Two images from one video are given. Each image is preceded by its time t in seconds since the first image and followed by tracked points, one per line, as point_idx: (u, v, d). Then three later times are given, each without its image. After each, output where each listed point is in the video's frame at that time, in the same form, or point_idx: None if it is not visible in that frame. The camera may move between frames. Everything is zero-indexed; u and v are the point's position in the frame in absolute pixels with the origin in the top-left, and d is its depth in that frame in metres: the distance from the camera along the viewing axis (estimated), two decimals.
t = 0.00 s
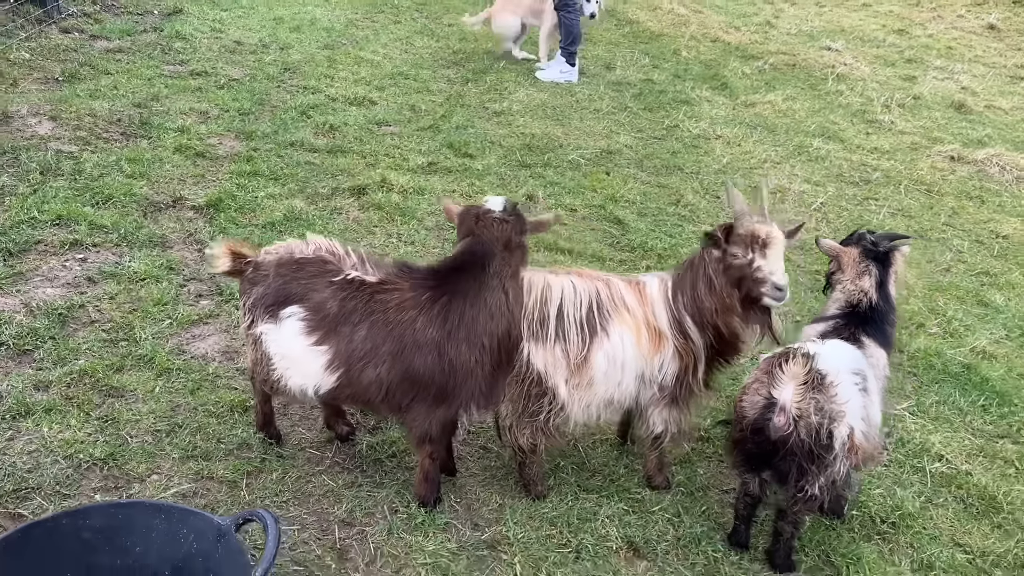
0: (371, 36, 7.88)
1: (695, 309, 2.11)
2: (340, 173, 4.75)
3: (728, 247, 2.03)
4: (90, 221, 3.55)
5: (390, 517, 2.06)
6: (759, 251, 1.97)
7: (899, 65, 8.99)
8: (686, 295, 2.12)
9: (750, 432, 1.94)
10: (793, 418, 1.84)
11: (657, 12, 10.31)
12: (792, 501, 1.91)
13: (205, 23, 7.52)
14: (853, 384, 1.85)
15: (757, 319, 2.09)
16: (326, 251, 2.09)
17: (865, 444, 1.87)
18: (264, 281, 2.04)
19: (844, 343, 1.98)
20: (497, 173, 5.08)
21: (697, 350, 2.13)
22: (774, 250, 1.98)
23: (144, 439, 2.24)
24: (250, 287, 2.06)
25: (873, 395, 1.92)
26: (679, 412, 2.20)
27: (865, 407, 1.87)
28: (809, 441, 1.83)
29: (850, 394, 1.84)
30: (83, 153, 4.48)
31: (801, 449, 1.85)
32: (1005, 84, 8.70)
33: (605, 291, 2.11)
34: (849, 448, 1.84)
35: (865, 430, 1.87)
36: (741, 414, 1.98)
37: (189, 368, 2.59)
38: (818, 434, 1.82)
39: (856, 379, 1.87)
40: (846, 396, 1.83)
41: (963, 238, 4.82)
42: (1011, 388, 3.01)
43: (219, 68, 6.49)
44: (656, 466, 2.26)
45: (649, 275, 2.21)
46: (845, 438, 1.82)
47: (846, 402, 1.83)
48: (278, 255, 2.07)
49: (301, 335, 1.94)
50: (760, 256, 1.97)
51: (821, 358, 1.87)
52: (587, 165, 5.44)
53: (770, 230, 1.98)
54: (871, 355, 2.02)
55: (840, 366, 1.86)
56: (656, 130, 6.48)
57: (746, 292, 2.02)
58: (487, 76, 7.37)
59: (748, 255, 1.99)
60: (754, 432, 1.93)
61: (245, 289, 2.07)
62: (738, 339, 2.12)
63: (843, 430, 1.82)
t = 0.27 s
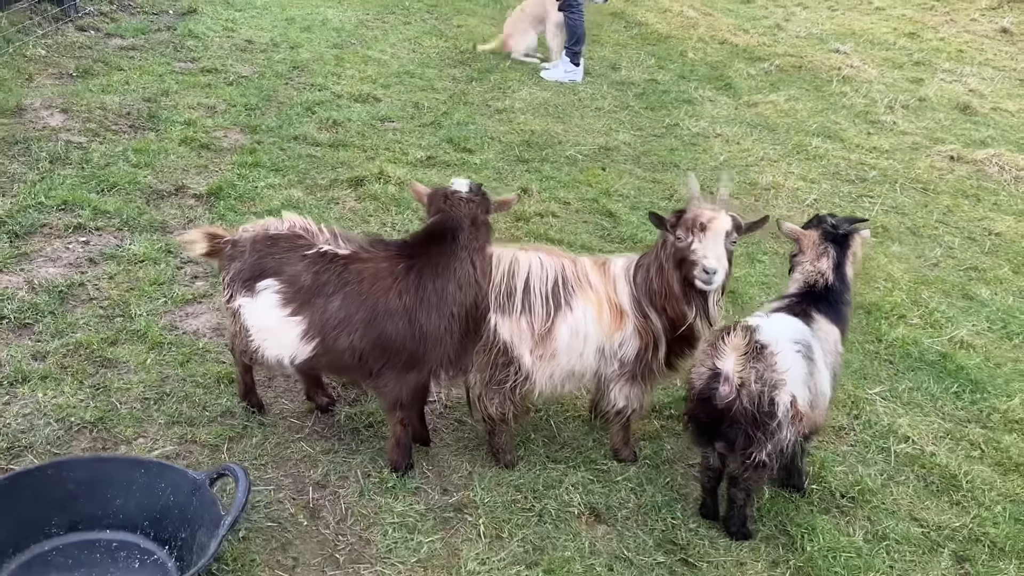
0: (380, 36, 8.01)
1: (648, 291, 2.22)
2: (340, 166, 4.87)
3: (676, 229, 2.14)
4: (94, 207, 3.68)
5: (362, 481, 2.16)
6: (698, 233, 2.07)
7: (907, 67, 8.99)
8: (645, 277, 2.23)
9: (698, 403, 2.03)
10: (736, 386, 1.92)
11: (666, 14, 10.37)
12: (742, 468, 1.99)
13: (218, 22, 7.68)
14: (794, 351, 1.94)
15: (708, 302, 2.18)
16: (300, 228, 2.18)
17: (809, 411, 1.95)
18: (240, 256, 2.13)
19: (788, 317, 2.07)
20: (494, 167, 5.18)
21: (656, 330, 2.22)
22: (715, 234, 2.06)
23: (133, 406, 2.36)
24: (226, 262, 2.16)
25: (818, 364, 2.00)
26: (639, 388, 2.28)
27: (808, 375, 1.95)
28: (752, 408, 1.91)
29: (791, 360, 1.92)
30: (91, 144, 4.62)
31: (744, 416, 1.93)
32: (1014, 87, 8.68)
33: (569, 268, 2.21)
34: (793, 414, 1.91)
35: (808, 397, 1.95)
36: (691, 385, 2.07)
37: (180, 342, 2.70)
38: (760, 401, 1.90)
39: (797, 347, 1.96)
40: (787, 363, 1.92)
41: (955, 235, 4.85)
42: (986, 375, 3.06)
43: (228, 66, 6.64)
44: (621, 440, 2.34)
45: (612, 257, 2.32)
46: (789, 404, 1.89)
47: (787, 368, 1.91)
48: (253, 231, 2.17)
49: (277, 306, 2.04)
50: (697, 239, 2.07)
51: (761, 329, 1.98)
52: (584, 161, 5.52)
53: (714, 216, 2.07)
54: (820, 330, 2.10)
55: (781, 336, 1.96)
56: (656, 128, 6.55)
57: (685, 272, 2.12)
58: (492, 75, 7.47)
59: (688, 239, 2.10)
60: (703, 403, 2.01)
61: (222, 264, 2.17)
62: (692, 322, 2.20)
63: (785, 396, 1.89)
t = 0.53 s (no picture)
0: (396, 39, 8.14)
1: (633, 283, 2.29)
2: (350, 163, 4.97)
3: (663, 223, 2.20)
4: (110, 199, 3.80)
5: (357, 458, 2.24)
6: (681, 227, 2.13)
7: (923, 74, 8.98)
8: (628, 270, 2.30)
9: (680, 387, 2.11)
10: (717, 370, 2.00)
11: (682, 20, 10.43)
12: (723, 450, 2.06)
13: (238, 25, 7.84)
14: (771, 336, 1.99)
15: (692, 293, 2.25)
16: (300, 211, 2.28)
17: (786, 394, 2.01)
18: (243, 236, 2.23)
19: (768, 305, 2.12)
20: (503, 167, 5.26)
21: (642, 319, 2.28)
22: (698, 228, 2.12)
23: (141, 384, 2.46)
24: (229, 241, 2.27)
25: (796, 350, 2.06)
26: (625, 376, 2.34)
27: (786, 360, 2.01)
28: (731, 391, 1.99)
29: (769, 345, 1.98)
30: (110, 139, 4.76)
31: (724, 399, 2.01)
32: None
33: (558, 258, 2.29)
34: (772, 398, 1.97)
35: (785, 381, 2.01)
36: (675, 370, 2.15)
37: (188, 326, 2.80)
38: (739, 384, 1.97)
39: (775, 333, 2.01)
40: (765, 349, 1.98)
41: (960, 237, 4.86)
42: (979, 372, 3.08)
43: (246, 66, 6.78)
44: (611, 426, 2.41)
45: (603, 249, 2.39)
46: (767, 388, 1.96)
47: (764, 353, 1.97)
48: (255, 213, 2.28)
49: (275, 285, 2.14)
50: (681, 232, 2.13)
51: (741, 314, 2.03)
52: (591, 161, 5.59)
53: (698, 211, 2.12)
54: (800, 319, 2.16)
55: (760, 320, 2.01)
56: (665, 131, 6.61)
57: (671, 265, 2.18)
58: (504, 78, 7.56)
59: (672, 231, 2.15)
60: (684, 387, 2.08)
61: (227, 244, 2.27)
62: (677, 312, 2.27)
63: (763, 380, 1.96)
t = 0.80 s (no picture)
0: (415, 46, 8.28)
1: (651, 285, 2.33)
2: (367, 165, 5.08)
3: (692, 225, 2.26)
4: (135, 197, 3.93)
5: (368, 444, 2.32)
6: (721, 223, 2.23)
7: (940, 83, 8.97)
8: (636, 275, 2.35)
9: (680, 381, 2.19)
10: (714, 365, 2.07)
11: (699, 28, 10.49)
12: (721, 442, 2.13)
13: (261, 31, 8.02)
14: (769, 333, 2.05)
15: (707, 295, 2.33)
16: (312, 208, 2.37)
17: (785, 388, 2.07)
18: (257, 231, 2.33)
19: (766, 302, 2.18)
20: (517, 170, 5.35)
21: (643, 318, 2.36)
22: (731, 224, 2.25)
23: (162, 372, 2.56)
24: (245, 236, 2.38)
25: (795, 345, 2.11)
26: (624, 372, 2.41)
27: (783, 355, 2.06)
28: (728, 386, 2.06)
29: (765, 341, 2.03)
30: (135, 140, 4.90)
31: (722, 393, 2.08)
32: None
33: (560, 256, 2.36)
34: (768, 392, 2.03)
35: (784, 376, 2.06)
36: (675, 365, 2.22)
37: (208, 318, 2.91)
38: (736, 379, 2.04)
39: (772, 329, 2.06)
40: (761, 344, 2.03)
41: (971, 244, 4.87)
42: (982, 376, 3.11)
43: (269, 71, 6.93)
44: (615, 419, 2.48)
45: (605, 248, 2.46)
46: (763, 382, 2.02)
47: (762, 349, 2.03)
48: (269, 209, 2.37)
49: (287, 278, 2.23)
50: (723, 229, 2.23)
51: (739, 311, 2.08)
52: (604, 166, 5.67)
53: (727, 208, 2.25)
54: (798, 316, 2.22)
55: (758, 317, 2.06)
56: (679, 137, 6.67)
57: (716, 262, 2.27)
58: (521, 84, 7.67)
59: (713, 230, 2.23)
60: (684, 381, 2.17)
61: (241, 239, 2.38)
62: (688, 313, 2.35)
63: (760, 375, 2.02)
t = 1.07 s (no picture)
0: (431, 53, 8.39)
1: (661, 281, 2.40)
2: (381, 168, 5.17)
3: (704, 225, 2.33)
4: (155, 196, 4.04)
5: (377, 433, 2.39)
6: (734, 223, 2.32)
7: (955, 92, 8.97)
8: (646, 271, 2.42)
9: (679, 375, 2.24)
10: (711, 359, 2.12)
11: (714, 37, 10.55)
12: (719, 434, 2.18)
13: (280, 37, 8.17)
14: (764, 328, 2.10)
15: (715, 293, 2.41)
16: (323, 203, 2.47)
17: (779, 382, 2.12)
18: (270, 225, 2.43)
19: (763, 298, 2.23)
20: (529, 174, 5.42)
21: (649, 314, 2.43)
22: (742, 225, 2.34)
23: (179, 361, 2.65)
24: (258, 229, 2.47)
25: (790, 340, 2.16)
26: (631, 366, 2.46)
27: (779, 348, 2.11)
28: (725, 378, 2.10)
29: (760, 334, 2.08)
30: (156, 141, 5.02)
31: (719, 385, 2.12)
32: None
33: (567, 253, 2.42)
34: (764, 385, 2.08)
35: (779, 369, 2.11)
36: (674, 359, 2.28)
37: (225, 311, 3.00)
38: (733, 371, 2.09)
39: (768, 323, 2.11)
40: (757, 338, 2.08)
41: (980, 251, 4.89)
42: (986, 378, 3.14)
43: (287, 76, 7.06)
44: (617, 413, 2.53)
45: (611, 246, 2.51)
46: (759, 375, 2.07)
47: (757, 343, 2.08)
48: (280, 205, 2.47)
49: (297, 269, 2.31)
50: (735, 228, 2.31)
51: (736, 306, 2.14)
52: (616, 171, 5.73)
53: (739, 209, 2.35)
54: (795, 312, 2.27)
55: (753, 313, 2.12)
56: (691, 143, 6.72)
57: (729, 261, 2.35)
58: (535, 90, 7.75)
59: (725, 230, 2.31)
60: (682, 375, 2.22)
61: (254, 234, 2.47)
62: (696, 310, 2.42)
63: (755, 368, 2.07)
